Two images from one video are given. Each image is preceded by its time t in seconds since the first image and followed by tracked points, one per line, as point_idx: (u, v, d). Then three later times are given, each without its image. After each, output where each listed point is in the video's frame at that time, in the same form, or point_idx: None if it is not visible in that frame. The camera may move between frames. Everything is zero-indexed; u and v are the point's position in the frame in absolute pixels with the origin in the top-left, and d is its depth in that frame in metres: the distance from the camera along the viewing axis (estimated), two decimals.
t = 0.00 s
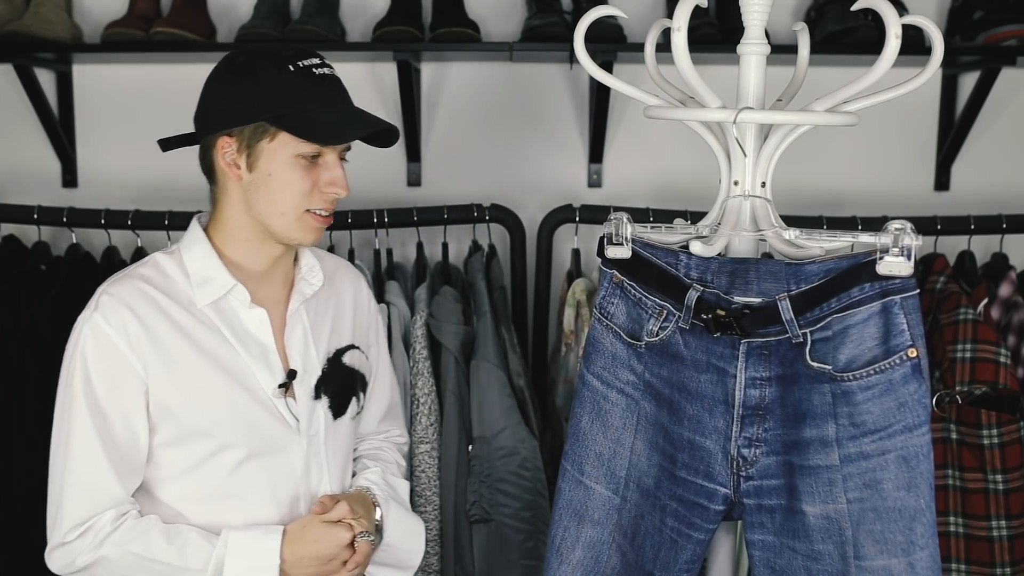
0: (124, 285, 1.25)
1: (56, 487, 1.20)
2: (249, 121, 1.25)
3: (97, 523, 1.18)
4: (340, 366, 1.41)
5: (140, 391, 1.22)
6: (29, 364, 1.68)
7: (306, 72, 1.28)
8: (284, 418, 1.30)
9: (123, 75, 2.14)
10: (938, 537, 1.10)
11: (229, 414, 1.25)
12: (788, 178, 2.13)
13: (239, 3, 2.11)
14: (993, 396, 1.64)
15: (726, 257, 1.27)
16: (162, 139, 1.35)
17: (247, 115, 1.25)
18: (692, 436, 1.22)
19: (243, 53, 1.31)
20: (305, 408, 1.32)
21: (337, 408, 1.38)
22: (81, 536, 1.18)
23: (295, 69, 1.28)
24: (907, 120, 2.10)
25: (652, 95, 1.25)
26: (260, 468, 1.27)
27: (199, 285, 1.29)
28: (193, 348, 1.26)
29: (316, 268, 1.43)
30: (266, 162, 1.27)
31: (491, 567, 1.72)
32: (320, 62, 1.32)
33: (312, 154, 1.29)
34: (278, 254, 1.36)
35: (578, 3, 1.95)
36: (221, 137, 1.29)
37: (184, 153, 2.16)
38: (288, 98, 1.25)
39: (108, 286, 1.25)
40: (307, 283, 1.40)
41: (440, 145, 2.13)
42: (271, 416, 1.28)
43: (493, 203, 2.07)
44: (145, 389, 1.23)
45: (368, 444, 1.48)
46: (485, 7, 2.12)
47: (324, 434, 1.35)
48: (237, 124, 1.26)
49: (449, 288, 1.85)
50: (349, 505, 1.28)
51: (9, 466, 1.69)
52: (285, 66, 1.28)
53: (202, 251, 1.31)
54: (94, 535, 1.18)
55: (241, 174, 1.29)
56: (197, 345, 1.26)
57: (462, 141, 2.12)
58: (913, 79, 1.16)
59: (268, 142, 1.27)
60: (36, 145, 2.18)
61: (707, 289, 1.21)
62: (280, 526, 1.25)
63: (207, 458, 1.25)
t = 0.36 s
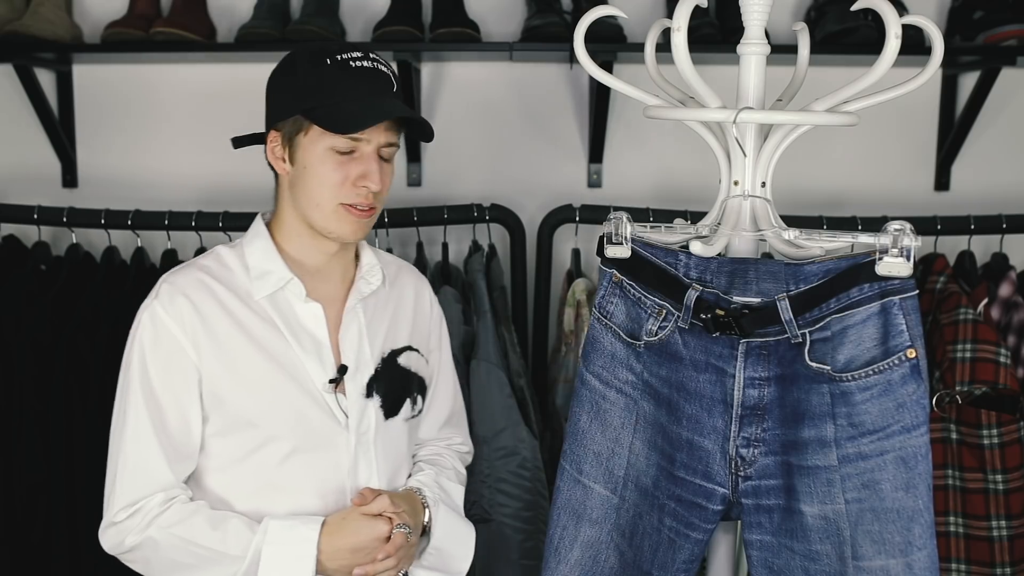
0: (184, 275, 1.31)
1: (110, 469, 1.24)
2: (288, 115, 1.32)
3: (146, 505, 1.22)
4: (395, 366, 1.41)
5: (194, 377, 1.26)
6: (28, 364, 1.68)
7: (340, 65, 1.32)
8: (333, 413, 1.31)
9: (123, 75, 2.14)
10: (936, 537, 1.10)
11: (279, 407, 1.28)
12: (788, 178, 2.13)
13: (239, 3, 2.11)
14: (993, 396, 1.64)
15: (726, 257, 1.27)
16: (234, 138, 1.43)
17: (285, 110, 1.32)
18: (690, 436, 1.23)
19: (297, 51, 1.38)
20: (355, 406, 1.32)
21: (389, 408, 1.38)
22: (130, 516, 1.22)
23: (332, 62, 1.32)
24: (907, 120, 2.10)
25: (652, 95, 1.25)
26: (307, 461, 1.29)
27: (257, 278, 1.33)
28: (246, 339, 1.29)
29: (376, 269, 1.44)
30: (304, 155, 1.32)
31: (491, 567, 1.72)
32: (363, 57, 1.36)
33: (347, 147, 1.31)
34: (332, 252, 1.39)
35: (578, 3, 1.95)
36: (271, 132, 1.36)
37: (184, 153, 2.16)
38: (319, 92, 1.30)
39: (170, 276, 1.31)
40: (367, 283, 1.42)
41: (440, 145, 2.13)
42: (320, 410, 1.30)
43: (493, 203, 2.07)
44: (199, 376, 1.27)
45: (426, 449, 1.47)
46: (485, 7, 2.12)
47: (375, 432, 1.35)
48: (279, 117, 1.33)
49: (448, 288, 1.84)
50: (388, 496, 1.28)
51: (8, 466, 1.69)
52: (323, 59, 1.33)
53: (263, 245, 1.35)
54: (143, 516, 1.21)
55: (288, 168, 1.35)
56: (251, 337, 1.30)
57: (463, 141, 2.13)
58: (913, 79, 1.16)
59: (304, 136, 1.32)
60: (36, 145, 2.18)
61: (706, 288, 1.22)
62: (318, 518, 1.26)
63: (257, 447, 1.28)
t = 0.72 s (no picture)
0: (212, 274, 1.32)
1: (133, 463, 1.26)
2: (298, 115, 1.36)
3: (166, 500, 1.23)
4: (422, 371, 1.40)
5: (217, 375, 1.27)
6: (29, 364, 1.68)
7: (344, 60, 1.33)
8: (354, 415, 1.31)
9: (123, 75, 2.14)
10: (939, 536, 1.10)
11: (301, 407, 1.29)
12: (788, 178, 2.13)
13: (239, 3, 2.11)
14: (994, 396, 1.64)
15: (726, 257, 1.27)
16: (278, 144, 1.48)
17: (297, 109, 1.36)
18: (692, 436, 1.23)
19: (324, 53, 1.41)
20: (378, 408, 1.31)
21: (416, 413, 1.36)
22: (149, 510, 1.23)
23: (338, 58, 1.34)
24: (907, 120, 2.10)
25: (652, 96, 1.25)
26: (327, 462, 1.29)
27: (284, 278, 1.34)
28: (269, 338, 1.30)
29: (406, 271, 1.42)
30: (314, 153, 1.35)
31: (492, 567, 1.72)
32: (375, 50, 1.36)
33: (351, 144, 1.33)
34: (357, 252, 1.39)
35: (578, 3, 1.95)
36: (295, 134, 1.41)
37: (184, 153, 2.15)
38: (321, 88, 1.32)
39: (198, 274, 1.32)
40: (395, 286, 1.41)
41: (440, 145, 2.13)
42: (341, 411, 1.30)
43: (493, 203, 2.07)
44: (222, 374, 1.28)
45: (456, 457, 1.46)
46: (485, 7, 2.12)
47: (398, 435, 1.33)
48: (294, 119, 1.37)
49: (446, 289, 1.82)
50: (403, 500, 1.27)
51: (9, 466, 1.68)
52: (331, 56, 1.35)
53: (290, 246, 1.36)
54: (162, 511, 1.23)
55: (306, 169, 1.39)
56: (275, 337, 1.30)
57: (462, 141, 2.12)
58: (913, 79, 1.16)
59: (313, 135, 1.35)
60: (36, 145, 2.18)
61: (707, 289, 1.22)
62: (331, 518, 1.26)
63: (278, 446, 1.28)
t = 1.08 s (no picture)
0: (213, 273, 1.32)
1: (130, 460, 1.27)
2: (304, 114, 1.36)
3: (161, 498, 1.24)
4: (422, 378, 1.39)
5: (215, 375, 1.28)
6: (29, 364, 1.67)
7: (350, 60, 1.33)
8: (350, 420, 1.30)
9: (123, 75, 2.14)
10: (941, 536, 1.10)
11: (297, 409, 1.29)
12: (788, 178, 2.13)
13: (239, 3, 2.11)
14: (994, 396, 1.64)
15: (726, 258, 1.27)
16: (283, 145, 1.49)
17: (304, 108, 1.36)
18: (694, 436, 1.23)
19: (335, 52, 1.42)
20: (375, 413, 1.31)
21: (415, 420, 1.36)
22: (145, 508, 1.24)
23: (345, 57, 1.34)
24: (907, 120, 2.10)
25: (653, 96, 1.25)
26: (322, 465, 1.29)
27: (284, 280, 1.33)
28: (267, 339, 1.30)
29: (410, 277, 1.43)
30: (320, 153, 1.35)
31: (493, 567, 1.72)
32: (381, 50, 1.36)
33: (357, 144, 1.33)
34: (360, 253, 1.38)
35: (578, 3, 1.95)
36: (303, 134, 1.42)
37: (184, 153, 2.15)
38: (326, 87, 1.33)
39: (200, 273, 1.33)
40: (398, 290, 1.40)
41: (440, 145, 2.13)
42: (337, 415, 1.30)
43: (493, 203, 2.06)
44: (221, 374, 1.28)
45: (458, 464, 1.46)
46: (485, 7, 2.12)
47: (394, 442, 1.33)
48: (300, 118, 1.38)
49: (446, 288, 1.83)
50: (397, 509, 1.26)
51: (9, 466, 1.68)
52: (339, 55, 1.35)
53: (294, 246, 1.36)
54: (157, 509, 1.23)
55: (311, 169, 1.39)
56: (274, 338, 1.30)
57: (462, 141, 2.12)
58: (913, 79, 1.16)
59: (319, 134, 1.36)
60: (36, 145, 2.18)
61: (707, 289, 1.22)
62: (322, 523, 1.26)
63: (275, 448, 1.28)
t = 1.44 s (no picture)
0: (196, 270, 1.32)
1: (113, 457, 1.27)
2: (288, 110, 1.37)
3: (144, 494, 1.24)
4: (404, 374, 1.38)
5: (197, 372, 1.28)
6: (28, 363, 1.68)
7: (335, 54, 1.33)
8: (332, 416, 1.30)
9: (123, 75, 2.14)
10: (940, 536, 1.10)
11: (279, 406, 1.28)
12: (788, 178, 2.13)
13: (239, 3, 2.11)
14: (993, 396, 1.64)
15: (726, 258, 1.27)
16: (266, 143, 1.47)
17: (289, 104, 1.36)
18: (693, 436, 1.23)
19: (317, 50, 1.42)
20: (357, 411, 1.31)
21: (395, 416, 1.35)
22: (127, 504, 1.24)
23: (329, 52, 1.34)
24: (907, 120, 2.10)
25: (652, 96, 1.25)
26: (305, 462, 1.29)
27: (266, 277, 1.33)
28: (249, 337, 1.30)
29: (394, 274, 1.41)
30: (304, 149, 1.35)
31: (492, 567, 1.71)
32: (365, 45, 1.36)
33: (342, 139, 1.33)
34: (344, 250, 1.38)
35: (578, 3, 1.95)
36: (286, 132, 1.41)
37: (184, 153, 2.15)
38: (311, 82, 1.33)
39: (183, 270, 1.33)
40: (381, 287, 1.39)
41: (439, 145, 2.13)
42: (320, 412, 1.29)
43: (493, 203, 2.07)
44: (203, 371, 1.28)
45: (443, 460, 1.45)
46: (485, 7, 2.12)
47: (376, 438, 1.33)
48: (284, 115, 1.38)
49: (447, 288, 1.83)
50: (378, 507, 1.26)
51: (9, 466, 1.68)
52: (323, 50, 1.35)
53: (277, 244, 1.35)
54: (139, 505, 1.23)
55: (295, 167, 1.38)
56: (256, 335, 1.30)
57: (461, 141, 2.12)
58: (913, 79, 1.16)
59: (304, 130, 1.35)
60: (36, 145, 2.18)
61: (707, 289, 1.22)
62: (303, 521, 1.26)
63: (256, 445, 1.28)
